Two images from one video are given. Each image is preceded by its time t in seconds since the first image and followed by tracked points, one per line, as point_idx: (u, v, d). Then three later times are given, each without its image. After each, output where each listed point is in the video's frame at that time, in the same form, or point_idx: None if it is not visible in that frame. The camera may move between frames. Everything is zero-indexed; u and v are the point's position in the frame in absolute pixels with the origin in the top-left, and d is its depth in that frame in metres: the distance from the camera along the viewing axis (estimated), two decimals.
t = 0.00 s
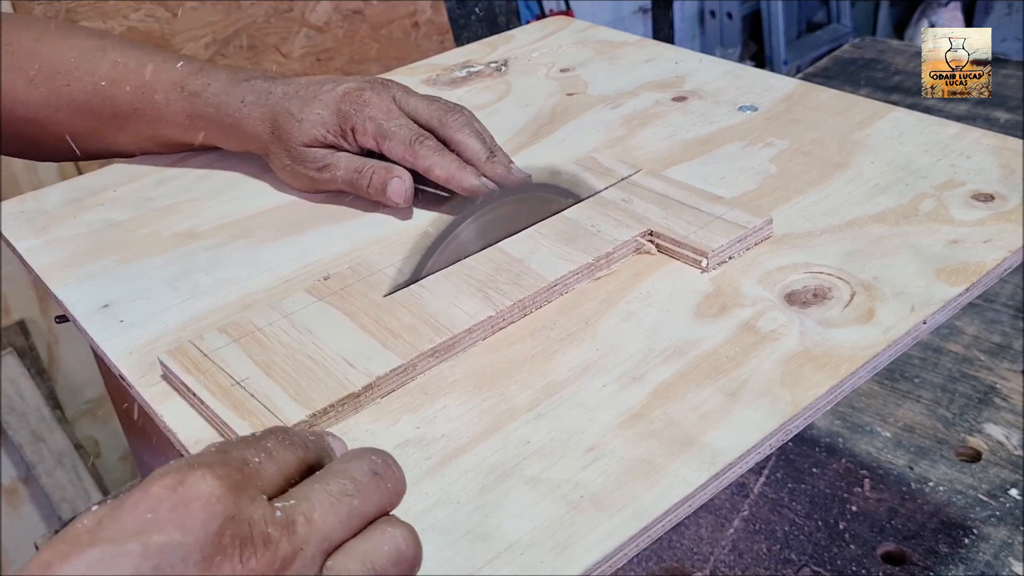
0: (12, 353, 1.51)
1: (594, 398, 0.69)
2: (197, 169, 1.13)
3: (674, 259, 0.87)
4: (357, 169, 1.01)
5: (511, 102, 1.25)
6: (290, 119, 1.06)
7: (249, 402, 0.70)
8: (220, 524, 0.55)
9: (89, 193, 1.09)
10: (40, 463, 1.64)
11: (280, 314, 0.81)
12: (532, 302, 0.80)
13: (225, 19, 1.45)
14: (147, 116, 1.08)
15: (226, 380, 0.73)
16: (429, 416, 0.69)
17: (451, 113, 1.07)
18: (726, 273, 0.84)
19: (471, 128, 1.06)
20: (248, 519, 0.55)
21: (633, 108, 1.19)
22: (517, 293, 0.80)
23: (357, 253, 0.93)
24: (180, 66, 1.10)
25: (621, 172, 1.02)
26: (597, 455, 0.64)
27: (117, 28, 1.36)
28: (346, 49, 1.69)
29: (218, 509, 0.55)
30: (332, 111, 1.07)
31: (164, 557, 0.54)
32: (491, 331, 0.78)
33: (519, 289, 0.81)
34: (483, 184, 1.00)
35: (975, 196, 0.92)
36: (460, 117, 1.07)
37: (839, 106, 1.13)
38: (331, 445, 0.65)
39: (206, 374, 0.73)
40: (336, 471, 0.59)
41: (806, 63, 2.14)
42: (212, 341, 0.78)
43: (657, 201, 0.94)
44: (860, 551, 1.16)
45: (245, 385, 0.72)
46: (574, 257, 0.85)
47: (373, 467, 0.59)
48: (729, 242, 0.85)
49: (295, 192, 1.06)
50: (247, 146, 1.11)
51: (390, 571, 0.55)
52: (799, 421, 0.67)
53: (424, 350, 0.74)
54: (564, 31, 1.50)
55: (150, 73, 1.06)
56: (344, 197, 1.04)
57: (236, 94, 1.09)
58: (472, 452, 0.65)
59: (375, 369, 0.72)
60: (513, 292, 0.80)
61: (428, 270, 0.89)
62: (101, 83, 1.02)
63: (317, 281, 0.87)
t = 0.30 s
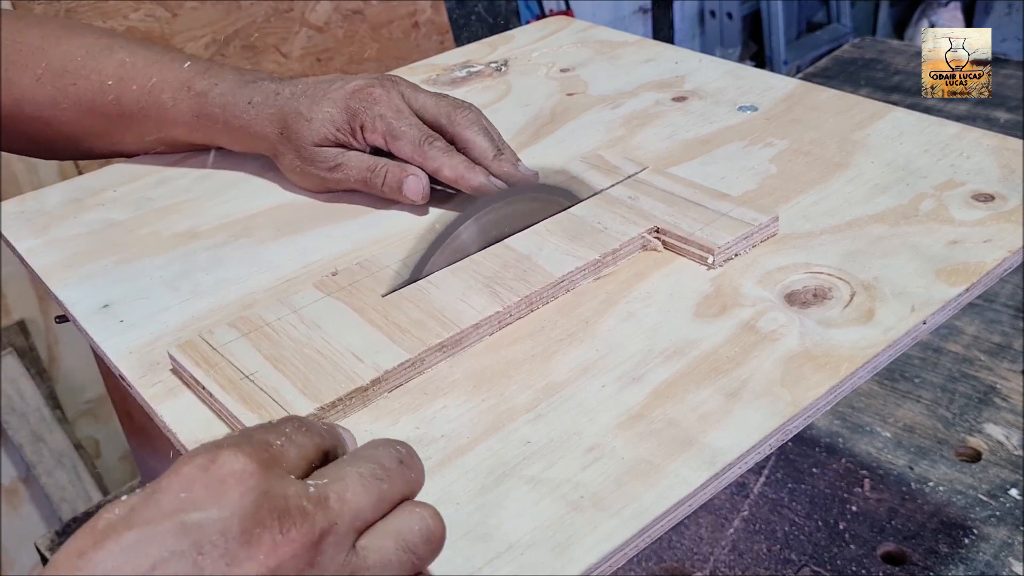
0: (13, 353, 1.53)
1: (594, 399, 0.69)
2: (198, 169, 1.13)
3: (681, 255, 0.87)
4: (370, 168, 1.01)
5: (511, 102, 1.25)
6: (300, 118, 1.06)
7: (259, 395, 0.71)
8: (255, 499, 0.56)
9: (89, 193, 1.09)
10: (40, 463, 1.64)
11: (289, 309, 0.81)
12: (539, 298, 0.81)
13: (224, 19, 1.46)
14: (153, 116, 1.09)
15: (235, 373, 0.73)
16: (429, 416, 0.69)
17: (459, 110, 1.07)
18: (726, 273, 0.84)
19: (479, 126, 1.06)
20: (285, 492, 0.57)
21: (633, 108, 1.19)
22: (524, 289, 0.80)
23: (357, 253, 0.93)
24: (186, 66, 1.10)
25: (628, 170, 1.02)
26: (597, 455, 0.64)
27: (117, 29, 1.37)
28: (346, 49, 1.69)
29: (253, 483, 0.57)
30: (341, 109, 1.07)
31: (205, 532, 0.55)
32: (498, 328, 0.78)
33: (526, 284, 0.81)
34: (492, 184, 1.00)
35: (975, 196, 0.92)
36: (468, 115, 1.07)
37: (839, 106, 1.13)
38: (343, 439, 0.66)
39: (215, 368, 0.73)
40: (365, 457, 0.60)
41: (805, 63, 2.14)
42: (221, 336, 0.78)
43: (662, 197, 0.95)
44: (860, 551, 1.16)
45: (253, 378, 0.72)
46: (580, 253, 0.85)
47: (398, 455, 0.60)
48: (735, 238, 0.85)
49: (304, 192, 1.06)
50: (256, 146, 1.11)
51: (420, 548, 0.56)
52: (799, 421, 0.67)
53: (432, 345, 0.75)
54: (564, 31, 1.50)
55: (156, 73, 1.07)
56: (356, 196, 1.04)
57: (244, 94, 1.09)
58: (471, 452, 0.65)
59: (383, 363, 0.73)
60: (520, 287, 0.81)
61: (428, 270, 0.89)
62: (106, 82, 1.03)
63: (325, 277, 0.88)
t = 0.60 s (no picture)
0: (13, 353, 1.55)
1: (594, 399, 0.69)
2: (198, 169, 1.13)
3: (686, 253, 0.87)
4: (376, 168, 1.01)
5: (511, 102, 1.25)
6: (303, 118, 1.05)
7: (269, 392, 0.71)
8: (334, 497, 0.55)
9: (89, 193, 1.09)
10: (40, 463, 1.63)
11: (296, 306, 0.81)
12: (546, 295, 0.81)
13: (224, 19, 1.49)
14: (151, 122, 1.09)
15: (244, 371, 0.73)
16: (429, 417, 0.69)
17: (463, 109, 1.08)
18: (725, 273, 0.84)
19: (483, 124, 1.07)
20: (360, 494, 0.56)
21: (633, 108, 1.19)
22: (531, 286, 0.80)
23: (357, 253, 0.93)
24: (181, 70, 1.10)
25: (632, 168, 1.02)
26: (597, 455, 0.64)
27: (117, 29, 1.37)
28: (346, 49, 1.67)
29: (333, 483, 0.55)
30: (346, 108, 1.06)
31: (287, 530, 0.53)
32: (506, 324, 0.79)
33: (532, 282, 0.81)
34: (499, 182, 1.00)
35: (975, 196, 0.92)
36: (472, 113, 1.08)
37: (839, 106, 1.13)
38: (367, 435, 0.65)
39: (224, 365, 0.74)
40: (419, 455, 0.60)
41: (806, 63, 2.15)
42: (229, 333, 0.78)
43: (667, 195, 0.95)
44: (860, 551, 1.16)
45: (263, 376, 0.73)
46: (587, 251, 0.85)
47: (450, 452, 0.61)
48: (740, 236, 0.86)
49: (306, 192, 1.06)
50: (257, 147, 1.10)
51: (483, 539, 0.56)
52: (799, 421, 0.67)
53: (440, 341, 0.75)
54: (564, 31, 1.50)
55: (150, 79, 1.08)
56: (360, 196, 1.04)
57: (244, 96, 1.08)
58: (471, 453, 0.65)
59: (392, 361, 0.73)
60: (527, 285, 0.81)
61: (430, 270, 0.89)
62: (100, 89, 1.05)
63: (332, 274, 0.88)
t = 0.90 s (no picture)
0: (13, 353, 1.54)
1: (594, 399, 0.69)
2: (198, 170, 1.13)
3: (696, 247, 0.88)
4: (384, 167, 1.01)
5: (511, 102, 1.25)
6: (309, 118, 1.05)
7: (288, 384, 0.72)
8: (375, 469, 0.57)
9: (89, 193, 1.09)
10: (40, 463, 1.63)
11: (310, 301, 0.82)
12: (558, 288, 0.82)
13: (224, 19, 1.48)
14: (153, 125, 1.09)
15: (261, 364, 0.74)
16: (429, 417, 0.69)
17: (470, 106, 1.09)
18: (725, 273, 0.84)
19: (491, 121, 1.07)
20: (400, 465, 0.58)
21: (633, 108, 1.19)
22: (543, 280, 0.81)
23: (357, 253, 0.93)
24: (181, 71, 1.09)
25: (640, 163, 1.03)
26: (597, 455, 0.64)
27: (117, 29, 1.37)
28: (346, 49, 1.67)
29: (372, 455, 0.57)
30: (352, 107, 1.06)
31: (328, 500, 0.55)
32: (519, 318, 0.79)
33: (545, 275, 0.82)
34: (508, 179, 1.01)
35: (975, 196, 0.92)
36: (479, 111, 1.08)
37: (839, 106, 1.13)
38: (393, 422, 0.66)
39: (241, 358, 0.75)
40: (449, 434, 0.62)
41: (805, 63, 2.15)
42: (245, 327, 0.79)
43: (676, 190, 0.96)
44: (860, 551, 1.16)
45: (280, 368, 0.74)
46: (597, 246, 0.86)
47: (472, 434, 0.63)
48: (749, 231, 0.86)
49: (313, 191, 1.06)
50: (262, 148, 1.09)
51: (504, 516, 0.59)
52: (799, 421, 0.67)
53: (454, 335, 0.75)
54: (564, 31, 1.50)
55: (150, 81, 1.07)
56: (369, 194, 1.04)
57: (246, 97, 1.08)
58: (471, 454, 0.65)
59: (408, 353, 0.74)
60: (539, 278, 0.82)
61: (431, 269, 0.89)
62: (100, 92, 1.04)
63: (346, 268, 0.89)
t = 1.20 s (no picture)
0: (12, 353, 1.54)
1: (594, 399, 0.69)
2: (198, 170, 1.13)
3: (707, 242, 0.89)
4: (404, 156, 1.02)
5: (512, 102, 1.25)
6: (327, 110, 1.07)
7: (304, 375, 0.73)
8: (387, 445, 0.56)
9: (89, 193, 1.09)
10: (40, 463, 1.63)
11: (325, 294, 0.84)
12: (570, 283, 0.82)
13: (224, 19, 1.48)
14: (169, 114, 1.07)
15: (277, 355, 0.75)
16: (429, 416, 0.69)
17: (487, 96, 1.08)
18: (725, 274, 0.84)
19: (506, 113, 1.07)
20: (412, 442, 0.57)
21: (633, 108, 1.19)
22: (555, 274, 0.82)
23: (357, 253, 0.93)
24: (200, 62, 1.08)
25: (650, 159, 1.04)
26: (597, 455, 0.64)
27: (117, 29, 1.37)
28: (346, 49, 1.67)
29: (384, 431, 0.57)
30: (370, 97, 1.08)
31: (340, 475, 0.55)
32: (532, 311, 0.80)
33: (556, 270, 0.83)
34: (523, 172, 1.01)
35: (975, 196, 0.92)
36: (495, 102, 1.08)
37: (839, 106, 1.13)
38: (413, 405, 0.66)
39: (258, 350, 0.76)
40: (458, 415, 0.61)
41: (805, 63, 2.15)
42: (261, 319, 0.81)
43: (687, 185, 0.97)
44: (860, 551, 1.16)
45: (296, 360, 0.75)
46: (609, 240, 0.87)
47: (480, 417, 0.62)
48: (760, 226, 0.87)
49: (335, 182, 1.08)
50: (281, 141, 1.11)
51: (507, 500, 0.59)
52: (799, 421, 0.67)
53: (468, 327, 0.76)
54: (564, 31, 1.50)
55: (170, 71, 1.06)
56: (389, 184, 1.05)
57: (267, 88, 1.09)
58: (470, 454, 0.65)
59: (422, 345, 0.75)
60: (536, 280, 0.81)
61: (430, 269, 0.89)
62: (118, 82, 1.02)
63: (359, 262, 0.90)
